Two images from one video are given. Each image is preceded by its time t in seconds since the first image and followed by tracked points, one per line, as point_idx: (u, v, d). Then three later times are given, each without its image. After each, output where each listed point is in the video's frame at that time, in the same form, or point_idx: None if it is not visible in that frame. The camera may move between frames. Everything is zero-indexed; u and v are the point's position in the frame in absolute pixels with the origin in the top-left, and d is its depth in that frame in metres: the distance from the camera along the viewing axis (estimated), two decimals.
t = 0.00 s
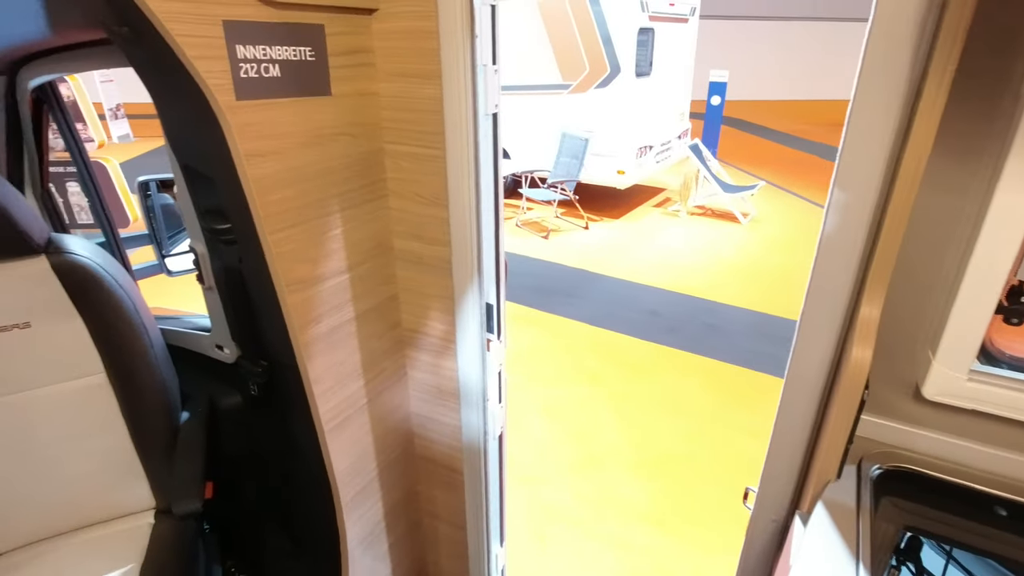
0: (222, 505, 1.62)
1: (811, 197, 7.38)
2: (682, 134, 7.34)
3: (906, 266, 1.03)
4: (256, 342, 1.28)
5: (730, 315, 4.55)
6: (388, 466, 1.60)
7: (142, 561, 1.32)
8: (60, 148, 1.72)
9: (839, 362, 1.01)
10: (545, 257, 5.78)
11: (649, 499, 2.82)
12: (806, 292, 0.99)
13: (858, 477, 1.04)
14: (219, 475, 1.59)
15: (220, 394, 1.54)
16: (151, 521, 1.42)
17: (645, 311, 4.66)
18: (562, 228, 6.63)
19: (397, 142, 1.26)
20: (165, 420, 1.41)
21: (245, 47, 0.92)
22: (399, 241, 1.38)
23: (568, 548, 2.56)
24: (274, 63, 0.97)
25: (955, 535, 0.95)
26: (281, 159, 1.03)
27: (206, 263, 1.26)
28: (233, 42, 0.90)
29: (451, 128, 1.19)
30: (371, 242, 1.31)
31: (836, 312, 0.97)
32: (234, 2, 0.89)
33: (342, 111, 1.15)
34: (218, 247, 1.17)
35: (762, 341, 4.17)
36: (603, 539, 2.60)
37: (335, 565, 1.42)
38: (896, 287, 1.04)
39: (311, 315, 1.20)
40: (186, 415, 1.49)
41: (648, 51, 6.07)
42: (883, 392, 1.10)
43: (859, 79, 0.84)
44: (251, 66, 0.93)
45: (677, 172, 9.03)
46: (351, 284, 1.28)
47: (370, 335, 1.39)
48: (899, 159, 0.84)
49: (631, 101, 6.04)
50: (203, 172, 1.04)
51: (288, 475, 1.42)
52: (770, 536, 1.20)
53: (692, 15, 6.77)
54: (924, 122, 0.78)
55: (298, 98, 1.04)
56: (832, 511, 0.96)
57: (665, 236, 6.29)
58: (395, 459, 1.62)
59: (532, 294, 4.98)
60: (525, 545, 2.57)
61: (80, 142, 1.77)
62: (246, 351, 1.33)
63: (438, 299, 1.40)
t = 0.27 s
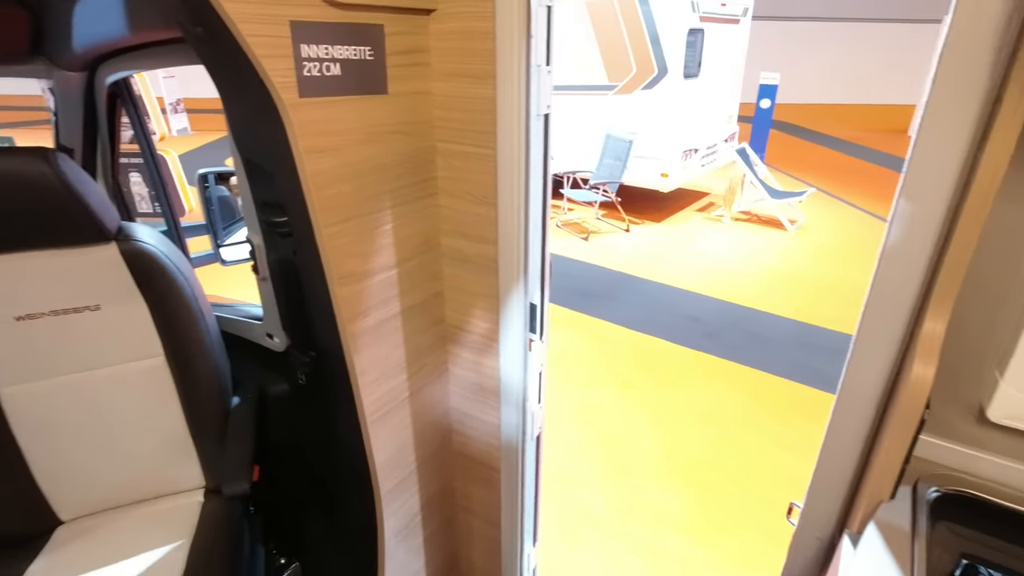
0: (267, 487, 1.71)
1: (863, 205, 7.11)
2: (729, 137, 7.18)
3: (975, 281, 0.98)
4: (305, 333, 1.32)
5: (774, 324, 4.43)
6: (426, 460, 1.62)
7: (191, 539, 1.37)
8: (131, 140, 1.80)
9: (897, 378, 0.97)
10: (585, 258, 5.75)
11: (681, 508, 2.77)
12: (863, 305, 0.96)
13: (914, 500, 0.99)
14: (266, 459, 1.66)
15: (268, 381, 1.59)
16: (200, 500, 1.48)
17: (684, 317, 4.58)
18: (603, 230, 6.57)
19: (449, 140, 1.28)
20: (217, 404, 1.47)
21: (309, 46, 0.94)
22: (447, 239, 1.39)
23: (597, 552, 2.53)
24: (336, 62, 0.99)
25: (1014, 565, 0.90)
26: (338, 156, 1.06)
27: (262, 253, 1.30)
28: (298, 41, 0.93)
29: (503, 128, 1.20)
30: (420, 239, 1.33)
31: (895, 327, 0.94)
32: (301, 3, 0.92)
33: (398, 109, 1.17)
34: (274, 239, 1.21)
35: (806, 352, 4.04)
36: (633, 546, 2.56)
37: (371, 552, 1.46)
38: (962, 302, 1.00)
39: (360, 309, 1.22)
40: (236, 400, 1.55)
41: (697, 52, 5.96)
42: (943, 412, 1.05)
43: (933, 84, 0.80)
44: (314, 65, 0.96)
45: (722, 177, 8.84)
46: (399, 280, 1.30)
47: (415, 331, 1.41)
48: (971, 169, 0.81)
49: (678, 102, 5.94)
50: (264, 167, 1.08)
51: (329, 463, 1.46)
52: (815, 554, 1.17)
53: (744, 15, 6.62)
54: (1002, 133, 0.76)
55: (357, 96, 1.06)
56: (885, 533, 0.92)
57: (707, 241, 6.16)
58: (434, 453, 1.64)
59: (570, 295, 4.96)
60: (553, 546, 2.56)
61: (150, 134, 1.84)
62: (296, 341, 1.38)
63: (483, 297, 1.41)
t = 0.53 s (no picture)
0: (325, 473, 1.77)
1: (942, 216, 6.69)
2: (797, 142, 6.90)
3: None
4: (367, 326, 1.35)
5: (839, 338, 4.22)
6: (478, 457, 1.63)
7: (254, 516, 1.42)
8: (213, 135, 1.87)
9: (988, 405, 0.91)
10: (640, 262, 5.66)
11: (732, 525, 2.66)
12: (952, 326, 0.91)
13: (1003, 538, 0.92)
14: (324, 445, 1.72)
15: (329, 370, 1.63)
16: (262, 480, 1.55)
17: (741, 327, 4.43)
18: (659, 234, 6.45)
19: (516, 140, 1.28)
20: (282, 389, 1.53)
21: (387, 47, 0.97)
22: (509, 238, 1.40)
23: (642, 563, 2.47)
24: (412, 62, 1.01)
25: None
26: (409, 153, 1.07)
27: (330, 244, 1.36)
28: (377, 42, 0.95)
29: (572, 130, 1.19)
30: (482, 238, 1.34)
31: (989, 351, 0.87)
32: (381, 4, 0.94)
33: (468, 109, 1.18)
34: (342, 232, 1.24)
35: (873, 369, 3.83)
36: (679, 559, 2.49)
37: (420, 542, 1.48)
38: None
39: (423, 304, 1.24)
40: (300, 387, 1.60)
41: (766, 53, 5.74)
42: None
43: None
44: (391, 65, 0.98)
45: (788, 183, 8.51)
46: (461, 277, 1.31)
47: (474, 328, 1.42)
48: None
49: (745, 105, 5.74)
50: (337, 161, 1.11)
51: (384, 453, 1.49)
52: None
53: (820, 15, 6.33)
54: None
55: (429, 96, 1.08)
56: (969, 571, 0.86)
57: (768, 250, 5.95)
58: (485, 450, 1.65)
59: (624, 299, 4.90)
60: (597, 552, 2.52)
61: (233, 130, 1.90)
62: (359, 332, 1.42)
63: (542, 298, 1.41)
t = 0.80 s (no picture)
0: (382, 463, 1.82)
1: None
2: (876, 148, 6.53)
3: None
4: (429, 321, 1.37)
5: (915, 358, 3.96)
6: (531, 458, 1.63)
7: (313, 499, 1.47)
8: (292, 130, 1.96)
9: None
10: (701, 269, 5.50)
11: (790, 547, 2.49)
12: None
13: None
14: (382, 435, 1.77)
15: (390, 362, 1.66)
16: (322, 465, 1.60)
17: (805, 340, 4.22)
18: (722, 241, 6.25)
19: (586, 141, 1.26)
20: (344, 378, 1.57)
21: (466, 46, 0.98)
22: (574, 240, 1.38)
23: None
24: (488, 62, 1.01)
25: None
26: (481, 152, 1.08)
27: (398, 240, 1.38)
28: (456, 41, 0.96)
29: (646, 132, 1.15)
30: (548, 239, 1.33)
31: None
32: (461, 4, 0.95)
33: (540, 108, 1.17)
34: (411, 228, 1.27)
35: (954, 395, 3.52)
36: None
37: (471, 538, 1.49)
38: None
39: (487, 302, 1.24)
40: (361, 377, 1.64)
41: (845, 56, 5.42)
42: None
43: None
44: (468, 64, 0.99)
45: (863, 192, 8.06)
46: (524, 277, 1.31)
47: (535, 328, 1.42)
48: None
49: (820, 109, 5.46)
50: (411, 159, 1.13)
51: (440, 447, 1.51)
52: None
53: (907, 14, 5.95)
54: None
55: (503, 95, 1.08)
56: None
57: (839, 261, 5.65)
58: (539, 452, 1.64)
59: (682, 306, 4.77)
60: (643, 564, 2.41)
61: (310, 126, 1.97)
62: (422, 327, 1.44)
63: (606, 301, 1.39)
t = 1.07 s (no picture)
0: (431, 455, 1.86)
1: None
2: (954, 153, 6.13)
3: None
4: (483, 316, 1.37)
5: (990, 378, 3.70)
6: (580, 459, 1.61)
7: (363, 487, 1.50)
8: (356, 126, 1.99)
9: None
10: (757, 275, 5.32)
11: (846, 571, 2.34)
12: None
13: None
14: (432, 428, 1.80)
15: (442, 356, 1.69)
16: (372, 454, 1.63)
17: (866, 353, 4.00)
18: (781, 246, 6.02)
19: (650, 139, 1.24)
20: (397, 370, 1.59)
21: (533, 41, 0.97)
22: (633, 240, 1.36)
23: None
24: (555, 57, 1.00)
25: None
26: (544, 149, 1.07)
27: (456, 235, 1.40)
28: (524, 36, 0.96)
29: (714, 131, 1.11)
30: (606, 239, 1.31)
31: None
32: None
33: (604, 105, 1.15)
34: (470, 223, 1.27)
35: None
36: None
37: (516, 535, 1.49)
38: None
39: (542, 300, 1.24)
40: (414, 369, 1.66)
41: (922, 55, 5.10)
42: None
43: None
44: (535, 60, 0.98)
45: (937, 199, 7.60)
46: (580, 276, 1.29)
47: (589, 328, 1.40)
48: None
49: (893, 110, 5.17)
50: (473, 155, 1.14)
51: (488, 442, 1.52)
52: None
53: (996, 9, 5.55)
54: None
55: (568, 92, 1.07)
56: None
57: (907, 271, 5.34)
58: (586, 453, 1.63)
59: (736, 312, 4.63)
60: None
61: (375, 122, 1.98)
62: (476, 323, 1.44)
63: (663, 304, 1.35)
